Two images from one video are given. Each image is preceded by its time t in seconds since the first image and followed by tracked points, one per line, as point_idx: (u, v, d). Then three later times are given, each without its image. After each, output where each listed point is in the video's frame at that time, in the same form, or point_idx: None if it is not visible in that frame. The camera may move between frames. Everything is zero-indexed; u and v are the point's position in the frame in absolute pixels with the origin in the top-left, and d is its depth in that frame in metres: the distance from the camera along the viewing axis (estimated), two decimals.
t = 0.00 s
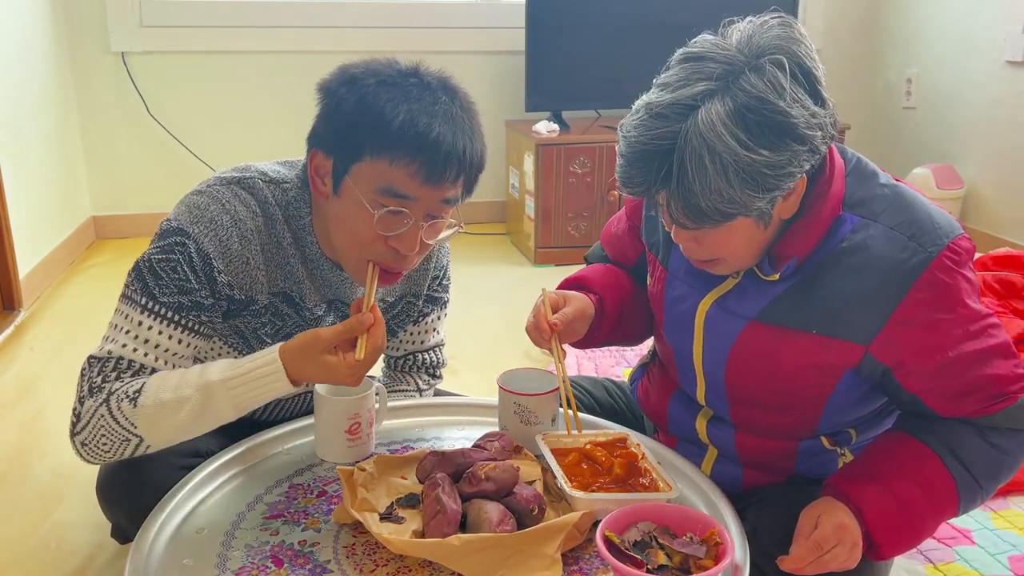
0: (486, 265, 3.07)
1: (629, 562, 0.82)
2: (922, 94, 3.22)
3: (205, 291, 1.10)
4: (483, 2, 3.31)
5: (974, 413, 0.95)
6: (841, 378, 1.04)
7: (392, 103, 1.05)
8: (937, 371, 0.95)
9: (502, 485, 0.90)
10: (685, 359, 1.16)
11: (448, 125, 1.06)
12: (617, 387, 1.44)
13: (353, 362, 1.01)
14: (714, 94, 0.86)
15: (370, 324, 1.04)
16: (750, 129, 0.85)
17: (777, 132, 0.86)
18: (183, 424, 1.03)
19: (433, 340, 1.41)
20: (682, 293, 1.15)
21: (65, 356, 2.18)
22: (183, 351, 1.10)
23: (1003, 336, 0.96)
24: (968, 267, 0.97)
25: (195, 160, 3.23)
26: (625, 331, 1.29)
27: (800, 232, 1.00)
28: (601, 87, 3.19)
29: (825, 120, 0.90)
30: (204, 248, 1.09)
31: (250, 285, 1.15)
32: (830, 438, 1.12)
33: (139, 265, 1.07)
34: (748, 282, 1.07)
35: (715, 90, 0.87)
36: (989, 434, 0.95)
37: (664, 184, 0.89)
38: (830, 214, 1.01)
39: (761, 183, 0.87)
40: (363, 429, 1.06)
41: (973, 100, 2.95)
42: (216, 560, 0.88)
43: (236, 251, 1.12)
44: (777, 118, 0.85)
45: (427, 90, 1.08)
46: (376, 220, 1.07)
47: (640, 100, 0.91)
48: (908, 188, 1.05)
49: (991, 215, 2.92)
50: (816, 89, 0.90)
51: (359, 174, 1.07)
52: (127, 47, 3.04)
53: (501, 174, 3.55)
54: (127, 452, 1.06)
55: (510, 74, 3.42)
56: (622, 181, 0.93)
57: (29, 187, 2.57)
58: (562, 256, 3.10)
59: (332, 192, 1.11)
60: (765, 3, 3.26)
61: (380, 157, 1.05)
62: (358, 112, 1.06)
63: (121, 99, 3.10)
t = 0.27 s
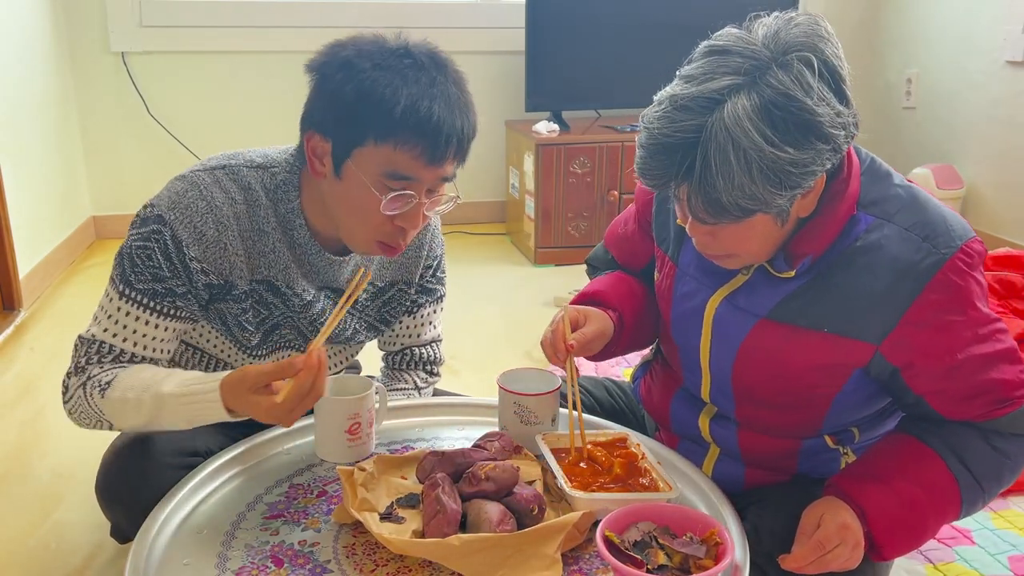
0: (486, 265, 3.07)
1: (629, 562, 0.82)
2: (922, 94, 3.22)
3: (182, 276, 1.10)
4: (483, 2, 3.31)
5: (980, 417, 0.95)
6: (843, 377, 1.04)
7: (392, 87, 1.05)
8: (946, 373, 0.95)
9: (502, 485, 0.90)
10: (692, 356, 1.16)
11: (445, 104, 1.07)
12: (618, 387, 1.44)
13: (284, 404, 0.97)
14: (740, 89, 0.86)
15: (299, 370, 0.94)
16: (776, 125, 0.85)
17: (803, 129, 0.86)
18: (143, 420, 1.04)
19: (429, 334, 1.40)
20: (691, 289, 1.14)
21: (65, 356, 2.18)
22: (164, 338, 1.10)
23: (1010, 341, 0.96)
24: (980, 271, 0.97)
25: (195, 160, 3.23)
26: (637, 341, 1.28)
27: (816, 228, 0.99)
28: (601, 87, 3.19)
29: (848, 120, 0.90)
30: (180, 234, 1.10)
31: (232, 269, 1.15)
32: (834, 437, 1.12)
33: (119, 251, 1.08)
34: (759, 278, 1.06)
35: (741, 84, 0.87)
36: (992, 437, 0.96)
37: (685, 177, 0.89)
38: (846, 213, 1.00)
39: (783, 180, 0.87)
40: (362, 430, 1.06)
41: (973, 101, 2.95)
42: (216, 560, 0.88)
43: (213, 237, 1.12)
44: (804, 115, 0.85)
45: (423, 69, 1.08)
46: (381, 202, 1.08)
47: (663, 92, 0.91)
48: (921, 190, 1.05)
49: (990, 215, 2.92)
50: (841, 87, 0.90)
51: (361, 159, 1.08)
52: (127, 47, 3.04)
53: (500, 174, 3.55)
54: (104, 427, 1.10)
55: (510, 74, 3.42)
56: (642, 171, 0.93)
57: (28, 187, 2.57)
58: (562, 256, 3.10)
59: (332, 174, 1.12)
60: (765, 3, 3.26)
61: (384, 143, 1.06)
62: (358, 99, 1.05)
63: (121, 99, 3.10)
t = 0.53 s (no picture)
0: (486, 265, 3.07)
1: (629, 562, 0.82)
2: (922, 94, 3.23)
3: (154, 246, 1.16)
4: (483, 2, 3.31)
5: (984, 421, 0.95)
6: (844, 377, 1.04)
7: (360, 68, 1.08)
8: (952, 376, 0.95)
9: (502, 485, 0.90)
10: (697, 356, 1.16)
11: (416, 83, 1.09)
12: (618, 387, 1.43)
13: (140, 423, 0.97)
14: (761, 86, 0.86)
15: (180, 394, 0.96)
16: (796, 123, 0.85)
17: (823, 128, 0.86)
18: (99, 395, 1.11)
19: (423, 325, 1.40)
20: (699, 288, 1.14)
21: (65, 356, 2.18)
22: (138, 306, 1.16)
23: (1016, 346, 0.96)
24: (988, 274, 0.97)
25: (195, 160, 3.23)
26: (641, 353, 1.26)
27: (828, 229, 0.99)
28: (601, 87, 3.19)
29: (867, 120, 0.90)
30: (152, 204, 1.16)
31: (207, 242, 1.19)
32: (837, 437, 1.12)
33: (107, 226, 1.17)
34: (767, 278, 1.06)
35: (761, 81, 0.86)
36: (996, 441, 0.96)
37: (701, 173, 0.89)
38: (857, 213, 1.00)
39: (800, 179, 0.87)
40: (362, 429, 1.06)
41: (973, 101, 2.95)
42: (215, 560, 0.88)
43: (185, 209, 1.17)
44: (824, 114, 0.86)
45: (393, 48, 1.10)
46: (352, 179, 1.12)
47: (681, 87, 0.91)
48: (930, 192, 1.05)
49: (990, 215, 2.92)
50: (861, 88, 0.90)
51: (335, 138, 1.11)
52: (127, 47, 3.04)
53: (500, 174, 3.55)
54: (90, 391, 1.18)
55: (510, 74, 3.42)
56: (658, 167, 0.93)
57: (28, 187, 2.57)
58: (562, 256, 3.10)
59: (310, 150, 1.15)
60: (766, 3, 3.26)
61: (353, 122, 1.09)
62: (329, 78, 1.09)
63: (121, 99, 3.10)
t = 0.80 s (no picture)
0: (486, 265, 3.07)
1: (629, 562, 0.82)
2: (922, 94, 3.23)
3: (137, 231, 1.17)
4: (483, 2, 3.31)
5: (985, 422, 0.95)
6: (845, 378, 1.05)
7: (331, 43, 1.11)
8: (953, 377, 0.95)
9: (502, 485, 0.90)
10: (699, 356, 1.16)
11: (386, 59, 1.12)
12: (618, 387, 1.43)
13: (129, 442, 0.97)
14: (768, 86, 0.86)
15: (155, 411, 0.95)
16: (803, 124, 0.85)
17: (830, 130, 0.86)
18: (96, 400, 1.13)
19: (412, 316, 1.40)
20: (701, 288, 1.14)
21: (65, 356, 2.18)
22: (123, 291, 1.17)
23: (1017, 349, 0.97)
24: (991, 275, 0.97)
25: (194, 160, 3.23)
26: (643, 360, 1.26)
27: (832, 230, 0.99)
28: (601, 87, 3.19)
29: (873, 122, 0.90)
30: (134, 188, 1.18)
31: (190, 226, 1.20)
32: (838, 438, 1.12)
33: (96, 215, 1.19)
34: (771, 278, 1.06)
35: (769, 81, 0.86)
36: (997, 443, 0.96)
37: (707, 173, 0.89)
38: (861, 214, 1.00)
39: (806, 180, 0.87)
40: (362, 429, 1.06)
41: (973, 101, 2.95)
42: (216, 560, 0.88)
43: (166, 193, 1.18)
44: (831, 115, 0.86)
45: (363, 25, 1.14)
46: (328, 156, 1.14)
47: (688, 85, 0.91)
48: (934, 194, 1.05)
49: (990, 215, 2.92)
50: (868, 89, 0.90)
51: (309, 114, 1.14)
52: (127, 48, 3.04)
53: (500, 174, 3.55)
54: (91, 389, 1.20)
55: (510, 74, 3.42)
56: (663, 165, 0.93)
57: (28, 187, 2.57)
58: (562, 257, 3.10)
59: (287, 130, 1.18)
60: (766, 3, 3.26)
61: (327, 98, 1.12)
62: (300, 56, 1.12)
63: (121, 99, 3.10)
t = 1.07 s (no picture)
0: (486, 265, 3.07)
1: (629, 562, 0.82)
2: (922, 94, 3.23)
3: (126, 228, 1.17)
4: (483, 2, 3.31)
5: (983, 423, 0.96)
6: (844, 378, 1.05)
7: (328, 42, 1.11)
8: (953, 377, 0.96)
9: (502, 485, 0.90)
10: (699, 356, 1.16)
11: (383, 57, 1.13)
12: (618, 388, 1.43)
13: (127, 457, 0.98)
14: (766, 84, 0.86)
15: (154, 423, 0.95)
16: (800, 123, 0.85)
17: (829, 128, 0.86)
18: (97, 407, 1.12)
19: (412, 320, 1.40)
20: (701, 288, 1.14)
21: (65, 356, 2.18)
22: (113, 288, 1.17)
23: (1018, 349, 0.97)
24: (991, 275, 0.97)
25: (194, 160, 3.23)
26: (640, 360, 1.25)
27: (832, 230, 0.99)
28: (601, 86, 3.19)
29: (872, 121, 0.90)
30: (123, 186, 1.18)
31: (180, 226, 1.20)
32: (838, 438, 1.12)
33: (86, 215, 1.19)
34: (770, 279, 1.06)
35: (767, 79, 0.86)
36: (997, 443, 0.96)
37: (707, 171, 0.89)
38: (860, 215, 1.00)
39: (803, 179, 0.87)
40: (362, 430, 1.07)
41: (974, 101, 2.95)
42: (216, 560, 0.88)
43: (155, 190, 1.19)
44: (829, 113, 0.85)
45: (356, 23, 1.14)
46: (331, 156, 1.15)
47: (686, 83, 0.91)
48: (932, 194, 1.05)
49: (990, 215, 2.92)
50: (866, 88, 0.90)
51: (306, 115, 1.14)
52: (127, 47, 3.04)
53: (500, 174, 3.55)
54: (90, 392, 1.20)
55: (510, 74, 3.42)
56: (660, 162, 0.93)
57: (28, 187, 2.57)
58: (561, 257, 3.10)
59: (282, 132, 1.18)
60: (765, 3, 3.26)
61: (326, 98, 1.12)
62: (297, 57, 1.12)
63: (121, 100, 3.10)
